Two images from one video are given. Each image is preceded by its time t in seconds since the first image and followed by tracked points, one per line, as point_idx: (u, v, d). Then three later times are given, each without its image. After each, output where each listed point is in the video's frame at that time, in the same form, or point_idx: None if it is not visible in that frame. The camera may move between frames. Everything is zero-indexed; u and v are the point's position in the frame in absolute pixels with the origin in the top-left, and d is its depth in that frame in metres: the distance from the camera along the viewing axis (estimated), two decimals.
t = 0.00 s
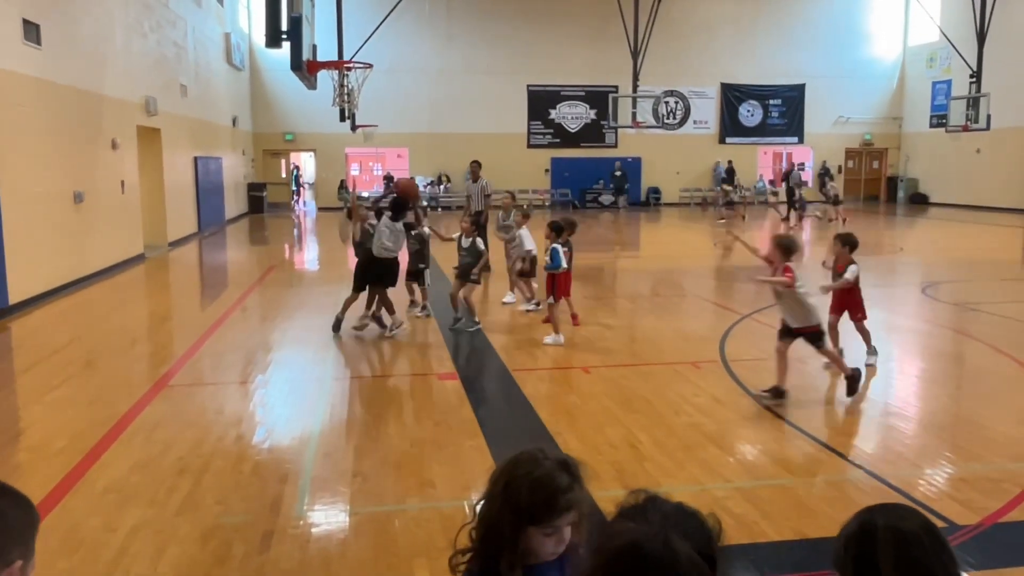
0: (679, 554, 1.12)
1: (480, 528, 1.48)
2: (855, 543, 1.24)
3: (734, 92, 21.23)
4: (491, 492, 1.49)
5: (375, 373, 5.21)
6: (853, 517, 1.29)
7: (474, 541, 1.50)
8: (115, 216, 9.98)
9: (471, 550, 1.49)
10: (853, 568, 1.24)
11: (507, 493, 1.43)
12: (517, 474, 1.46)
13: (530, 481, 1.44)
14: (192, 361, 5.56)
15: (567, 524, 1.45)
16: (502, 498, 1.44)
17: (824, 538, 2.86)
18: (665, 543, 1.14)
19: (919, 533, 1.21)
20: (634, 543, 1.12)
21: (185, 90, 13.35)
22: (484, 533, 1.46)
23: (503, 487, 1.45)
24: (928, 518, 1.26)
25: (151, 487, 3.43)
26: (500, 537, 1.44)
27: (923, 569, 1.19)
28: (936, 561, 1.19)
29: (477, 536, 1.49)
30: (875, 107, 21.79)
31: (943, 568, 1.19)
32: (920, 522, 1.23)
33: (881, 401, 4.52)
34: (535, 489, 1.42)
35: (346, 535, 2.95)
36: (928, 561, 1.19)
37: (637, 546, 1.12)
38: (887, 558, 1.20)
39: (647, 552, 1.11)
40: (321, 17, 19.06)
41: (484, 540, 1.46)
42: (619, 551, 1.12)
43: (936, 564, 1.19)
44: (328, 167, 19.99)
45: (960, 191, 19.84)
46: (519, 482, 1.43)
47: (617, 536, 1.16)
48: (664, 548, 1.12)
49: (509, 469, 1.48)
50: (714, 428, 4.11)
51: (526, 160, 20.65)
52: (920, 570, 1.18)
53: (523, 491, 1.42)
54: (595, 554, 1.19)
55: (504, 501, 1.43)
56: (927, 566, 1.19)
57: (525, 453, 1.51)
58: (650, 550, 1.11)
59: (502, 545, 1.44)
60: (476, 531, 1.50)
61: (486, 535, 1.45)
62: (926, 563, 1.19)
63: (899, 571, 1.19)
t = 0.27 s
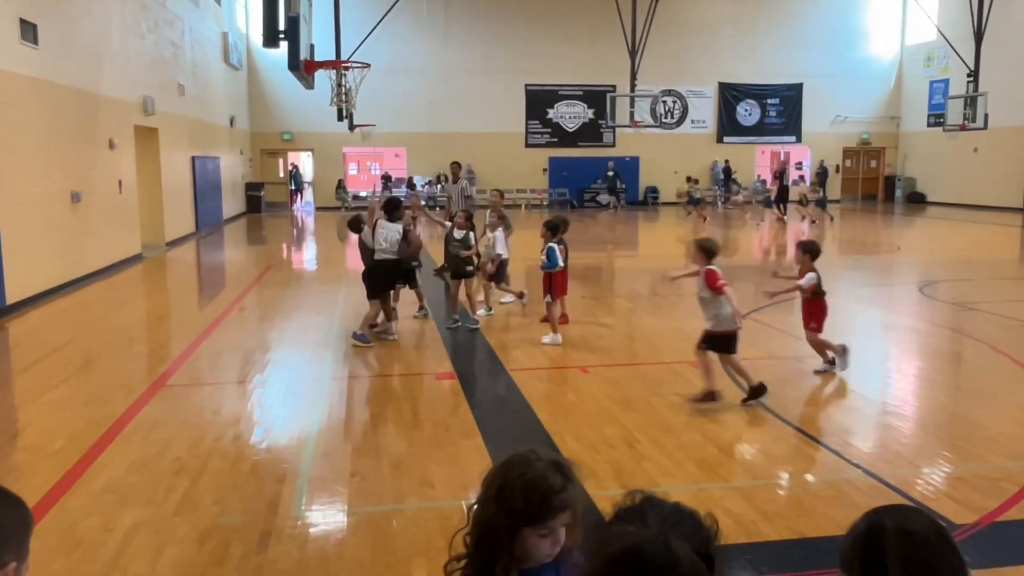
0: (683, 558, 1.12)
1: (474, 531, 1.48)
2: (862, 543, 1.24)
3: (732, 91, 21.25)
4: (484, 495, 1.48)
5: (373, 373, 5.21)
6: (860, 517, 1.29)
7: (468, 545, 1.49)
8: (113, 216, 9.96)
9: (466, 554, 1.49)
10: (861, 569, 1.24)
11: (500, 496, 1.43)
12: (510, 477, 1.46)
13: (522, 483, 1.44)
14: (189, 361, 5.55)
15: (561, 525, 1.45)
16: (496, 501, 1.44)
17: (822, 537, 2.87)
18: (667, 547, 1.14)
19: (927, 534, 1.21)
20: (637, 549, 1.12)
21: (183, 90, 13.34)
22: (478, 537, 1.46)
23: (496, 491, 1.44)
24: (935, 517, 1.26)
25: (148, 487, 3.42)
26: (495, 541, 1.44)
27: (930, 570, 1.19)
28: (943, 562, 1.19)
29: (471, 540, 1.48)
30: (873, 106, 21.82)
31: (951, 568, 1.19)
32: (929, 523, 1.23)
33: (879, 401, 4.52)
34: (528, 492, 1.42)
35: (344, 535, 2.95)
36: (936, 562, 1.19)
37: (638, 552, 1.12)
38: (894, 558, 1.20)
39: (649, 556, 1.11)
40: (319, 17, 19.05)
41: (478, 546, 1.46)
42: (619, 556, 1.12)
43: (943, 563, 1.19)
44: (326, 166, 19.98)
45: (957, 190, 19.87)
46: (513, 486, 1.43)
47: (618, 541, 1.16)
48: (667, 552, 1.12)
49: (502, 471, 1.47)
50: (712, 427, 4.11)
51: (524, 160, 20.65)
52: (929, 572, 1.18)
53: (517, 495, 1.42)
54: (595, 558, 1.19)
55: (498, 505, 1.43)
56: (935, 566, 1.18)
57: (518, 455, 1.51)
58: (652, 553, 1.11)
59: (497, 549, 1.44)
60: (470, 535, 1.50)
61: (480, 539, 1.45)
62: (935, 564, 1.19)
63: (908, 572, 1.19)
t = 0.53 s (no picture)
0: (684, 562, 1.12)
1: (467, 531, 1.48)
2: (866, 542, 1.24)
3: (729, 90, 21.27)
4: (477, 496, 1.49)
5: (370, 372, 5.20)
6: (865, 515, 1.29)
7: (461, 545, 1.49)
8: (109, 215, 9.95)
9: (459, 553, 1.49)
10: (864, 568, 1.24)
11: (494, 496, 1.43)
12: (502, 477, 1.45)
13: (515, 483, 1.44)
14: (186, 360, 5.55)
15: (555, 525, 1.44)
16: (488, 501, 1.44)
17: (819, 536, 2.87)
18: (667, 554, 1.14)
19: (931, 533, 1.21)
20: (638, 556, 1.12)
21: (179, 89, 13.31)
22: (472, 537, 1.46)
23: (489, 491, 1.44)
24: (939, 516, 1.26)
25: (146, 487, 3.41)
26: (488, 542, 1.44)
27: (934, 571, 1.19)
28: (947, 563, 1.19)
29: (464, 539, 1.49)
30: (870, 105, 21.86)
31: (954, 567, 1.19)
32: (932, 521, 1.23)
33: (875, 400, 4.52)
34: (521, 492, 1.42)
35: (341, 534, 2.94)
36: (939, 561, 1.19)
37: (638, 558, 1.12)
38: (899, 560, 1.20)
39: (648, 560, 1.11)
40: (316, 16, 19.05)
41: (471, 545, 1.46)
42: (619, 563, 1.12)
43: (945, 562, 1.19)
44: (323, 166, 19.95)
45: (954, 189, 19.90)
46: (506, 486, 1.43)
47: (618, 547, 1.16)
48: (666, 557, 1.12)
49: (495, 471, 1.47)
50: (708, 426, 4.12)
51: (521, 159, 20.65)
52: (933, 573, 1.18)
53: (511, 495, 1.42)
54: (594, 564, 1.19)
55: (491, 505, 1.43)
56: (938, 567, 1.19)
57: (511, 455, 1.51)
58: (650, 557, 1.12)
59: (491, 550, 1.44)
60: (463, 534, 1.50)
61: (473, 538, 1.45)
62: (938, 564, 1.19)
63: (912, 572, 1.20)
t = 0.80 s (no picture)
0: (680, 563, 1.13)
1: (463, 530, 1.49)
2: (864, 542, 1.24)
3: (728, 90, 21.28)
4: (473, 495, 1.49)
5: (368, 372, 5.20)
6: (862, 515, 1.29)
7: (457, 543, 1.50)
8: (108, 215, 9.95)
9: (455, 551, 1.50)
10: (863, 568, 1.24)
11: (489, 495, 1.44)
12: (496, 478, 1.45)
13: (509, 484, 1.44)
14: (185, 360, 5.55)
15: (550, 525, 1.44)
16: (483, 501, 1.44)
17: (817, 535, 2.87)
18: (664, 556, 1.14)
19: (929, 533, 1.21)
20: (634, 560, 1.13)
21: (178, 88, 13.30)
22: (468, 536, 1.46)
23: (485, 490, 1.45)
24: (938, 517, 1.26)
25: (144, 486, 3.42)
26: (483, 540, 1.44)
27: (931, 570, 1.19)
28: (945, 563, 1.19)
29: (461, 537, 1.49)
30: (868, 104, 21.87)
31: (952, 567, 1.20)
32: (930, 521, 1.23)
33: (873, 398, 4.53)
34: (515, 492, 1.42)
35: (339, 534, 2.95)
36: (936, 562, 1.19)
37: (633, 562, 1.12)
38: (896, 559, 1.20)
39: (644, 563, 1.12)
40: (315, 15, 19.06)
41: (466, 543, 1.46)
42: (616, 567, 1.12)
43: (944, 562, 1.20)
44: (321, 165, 19.95)
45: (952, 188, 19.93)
46: (500, 487, 1.43)
47: (614, 550, 1.16)
48: (663, 560, 1.13)
49: (491, 470, 1.47)
50: (707, 426, 4.12)
51: (520, 159, 20.66)
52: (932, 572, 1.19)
53: (505, 496, 1.42)
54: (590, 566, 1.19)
55: (486, 504, 1.44)
56: (936, 567, 1.19)
57: (508, 454, 1.51)
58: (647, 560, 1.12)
59: (485, 548, 1.44)
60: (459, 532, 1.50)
61: (469, 536, 1.46)
62: (937, 564, 1.19)
63: (911, 572, 1.20)
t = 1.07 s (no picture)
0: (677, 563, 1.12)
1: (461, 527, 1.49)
2: (861, 540, 1.24)
3: (727, 89, 21.29)
4: (471, 494, 1.49)
5: (369, 371, 5.20)
6: (859, 513, 1.30)
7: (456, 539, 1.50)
8: (107, 214, 9.96)
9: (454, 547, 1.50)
10: (859, 567, 1.24)
11: (486, 493, 1.44)
12: (493, 476, 1.45)
13: (505, 480, 1.44)
14: (185, 359, 5.55)
15: (547, 524, 1.44)
16: (480, 498, 1.45)
17: (816, 534, 2.88)
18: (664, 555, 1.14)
19: (926, 532, 1.21)
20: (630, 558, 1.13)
21: (177, 87, 13.29)
22: (465, 534, 1.46)
23: (482, 488, 1.45)
24: (934, 515, 1.26)
25: (144, 486, 3.42)
26: (480, 539, 1.44)
27: (927, 570, 1.19)
28: (941, 561, 1.20)
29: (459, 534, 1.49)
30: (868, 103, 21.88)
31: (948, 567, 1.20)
32: (926, 519, 1.23)
33: (873, 397, 4.53)
34: (512, 489, 1.42)
35: (339, 533, 2.95)
36: (933, 561, 1.19)
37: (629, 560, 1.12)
38: (893, 557, 1.21)
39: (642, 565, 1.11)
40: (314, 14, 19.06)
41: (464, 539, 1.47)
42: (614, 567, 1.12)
43: (941, 562, 1.20)
44: (320, 164, 19.96)
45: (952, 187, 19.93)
46: (497, 484, 1.43)
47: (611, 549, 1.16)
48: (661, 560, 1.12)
49: (488, 469, 1.47)
50: (707, 425, 4.12)
51: (520, 158, 20.66)
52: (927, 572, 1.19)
53: (502, 493, 1.42)
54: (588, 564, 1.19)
55: (484, 501, 1.44)
56: (932, 565, 1.19)
57: (507, 452, 1.51)
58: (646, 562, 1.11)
59: (482, 546, 1.44)
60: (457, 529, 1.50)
61: (467, 532, 1.46)
62: (933, 561, 1.19)
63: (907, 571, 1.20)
